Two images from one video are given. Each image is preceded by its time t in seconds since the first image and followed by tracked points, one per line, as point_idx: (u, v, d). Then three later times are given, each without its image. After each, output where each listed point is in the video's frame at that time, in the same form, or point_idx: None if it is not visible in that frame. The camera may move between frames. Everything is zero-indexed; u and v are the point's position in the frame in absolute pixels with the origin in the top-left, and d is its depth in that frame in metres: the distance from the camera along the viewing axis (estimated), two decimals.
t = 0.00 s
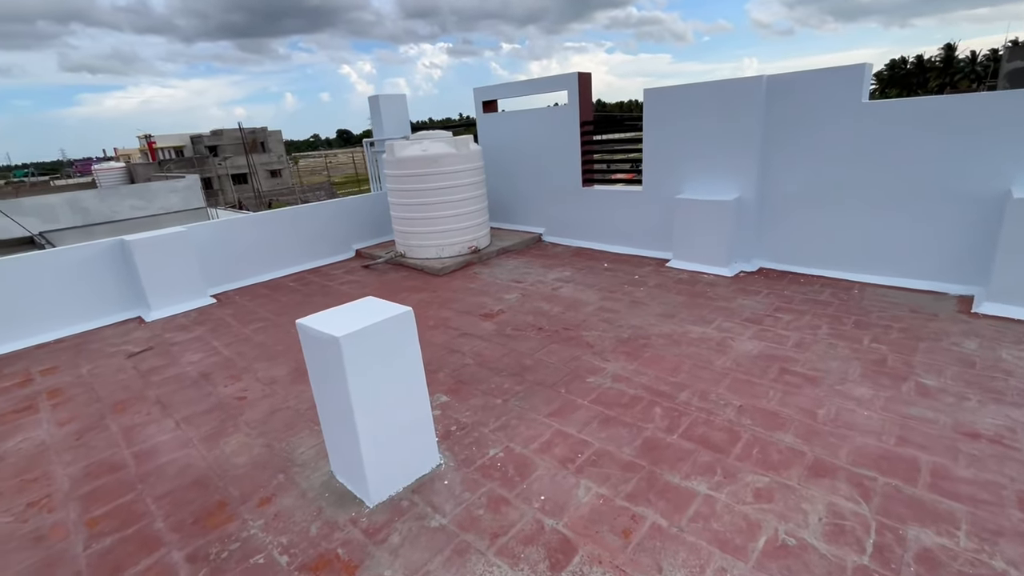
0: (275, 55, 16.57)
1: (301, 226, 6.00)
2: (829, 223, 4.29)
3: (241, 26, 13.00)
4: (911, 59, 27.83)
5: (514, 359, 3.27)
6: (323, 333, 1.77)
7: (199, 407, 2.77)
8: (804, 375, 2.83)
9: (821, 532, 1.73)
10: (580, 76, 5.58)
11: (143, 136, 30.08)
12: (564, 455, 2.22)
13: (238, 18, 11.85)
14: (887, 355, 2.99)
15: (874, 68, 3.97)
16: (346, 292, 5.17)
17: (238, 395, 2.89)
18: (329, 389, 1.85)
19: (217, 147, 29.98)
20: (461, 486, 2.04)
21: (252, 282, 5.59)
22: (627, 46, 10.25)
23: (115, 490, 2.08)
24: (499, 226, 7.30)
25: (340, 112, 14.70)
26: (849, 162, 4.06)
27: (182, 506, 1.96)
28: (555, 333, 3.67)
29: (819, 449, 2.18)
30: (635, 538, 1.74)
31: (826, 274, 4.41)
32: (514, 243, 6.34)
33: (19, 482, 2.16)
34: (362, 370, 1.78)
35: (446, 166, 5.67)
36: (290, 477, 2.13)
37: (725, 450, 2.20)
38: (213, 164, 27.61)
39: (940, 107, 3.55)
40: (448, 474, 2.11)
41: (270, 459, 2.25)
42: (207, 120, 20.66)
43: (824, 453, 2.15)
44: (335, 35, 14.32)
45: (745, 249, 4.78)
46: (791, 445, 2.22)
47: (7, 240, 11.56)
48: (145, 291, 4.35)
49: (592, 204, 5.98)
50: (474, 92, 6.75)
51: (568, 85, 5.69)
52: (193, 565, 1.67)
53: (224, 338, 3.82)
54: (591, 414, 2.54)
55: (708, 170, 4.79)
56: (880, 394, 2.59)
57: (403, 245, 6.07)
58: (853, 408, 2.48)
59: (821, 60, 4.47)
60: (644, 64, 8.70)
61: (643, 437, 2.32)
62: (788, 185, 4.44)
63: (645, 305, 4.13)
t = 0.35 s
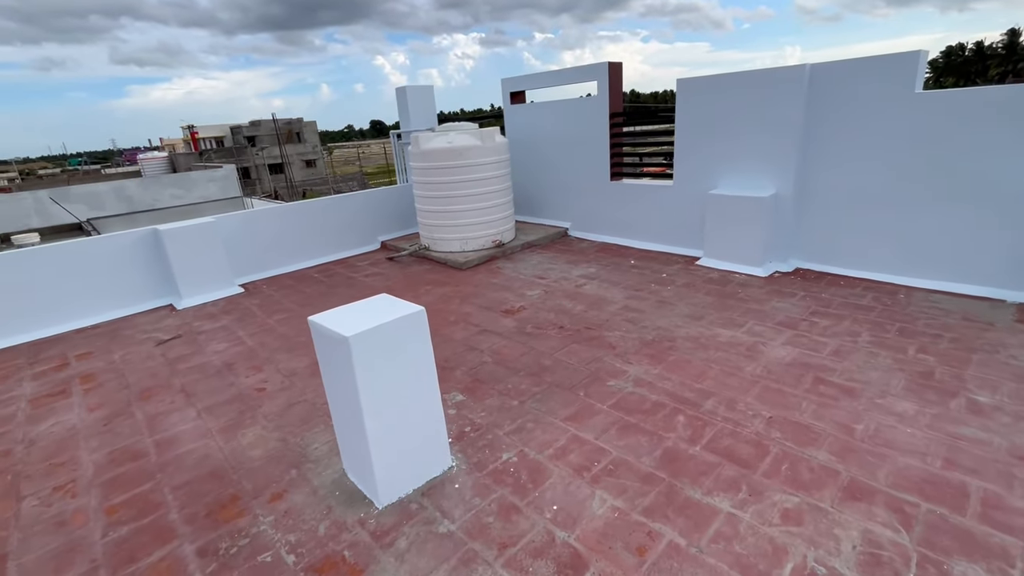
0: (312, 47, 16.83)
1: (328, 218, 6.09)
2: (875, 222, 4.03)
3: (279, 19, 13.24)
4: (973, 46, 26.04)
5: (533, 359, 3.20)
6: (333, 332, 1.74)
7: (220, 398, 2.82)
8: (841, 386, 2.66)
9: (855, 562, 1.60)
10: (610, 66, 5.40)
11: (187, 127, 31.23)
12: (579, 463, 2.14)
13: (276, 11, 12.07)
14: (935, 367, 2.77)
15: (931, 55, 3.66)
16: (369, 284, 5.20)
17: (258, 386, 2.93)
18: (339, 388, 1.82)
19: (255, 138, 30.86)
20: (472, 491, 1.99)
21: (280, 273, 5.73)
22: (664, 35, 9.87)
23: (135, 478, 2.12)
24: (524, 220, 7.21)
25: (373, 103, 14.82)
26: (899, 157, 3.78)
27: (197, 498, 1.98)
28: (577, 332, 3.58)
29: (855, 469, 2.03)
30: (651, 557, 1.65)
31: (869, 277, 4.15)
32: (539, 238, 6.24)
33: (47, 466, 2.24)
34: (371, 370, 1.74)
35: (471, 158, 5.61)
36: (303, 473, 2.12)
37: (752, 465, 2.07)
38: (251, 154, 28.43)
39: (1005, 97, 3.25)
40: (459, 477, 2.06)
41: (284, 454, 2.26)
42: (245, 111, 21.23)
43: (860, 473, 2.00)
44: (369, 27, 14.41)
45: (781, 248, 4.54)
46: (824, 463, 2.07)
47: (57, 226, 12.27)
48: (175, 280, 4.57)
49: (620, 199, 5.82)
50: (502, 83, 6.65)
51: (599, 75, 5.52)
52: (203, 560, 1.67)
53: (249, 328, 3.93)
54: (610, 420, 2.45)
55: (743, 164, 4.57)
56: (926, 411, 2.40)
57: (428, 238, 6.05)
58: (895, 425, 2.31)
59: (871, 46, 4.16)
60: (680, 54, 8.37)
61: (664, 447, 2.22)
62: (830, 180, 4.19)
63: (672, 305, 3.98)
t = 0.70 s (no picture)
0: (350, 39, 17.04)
1: (357, 209, 6.18)
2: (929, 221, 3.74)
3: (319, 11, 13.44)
4: None
5: (555, 356, 3.14)
6: (348, 326, 1.72)
7: (246, 385, 2.91)
8: (883, 398, 2.48)
9: None
10: (645, 55, 5.22)
11: (231, 118, 32.35)
12: (597, 467, 2.07)
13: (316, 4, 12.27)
14: (992, 381, 2.55)
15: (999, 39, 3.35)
16: (395, 276, 5.23)
17: (283, 375, 3.00)
18: (354, 382, 1.81)
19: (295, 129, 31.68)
20: (486, 491, 1.95)
21: (309, 262, 5.89)
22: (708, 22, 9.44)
23: (162, 461, 2.19)
24: (554, 213, 7.11)
25: (408, 95, 14.89)
26: (957, 151, 3.49)
27: (217, 485, 2.02)
28: (601, 330, 3.49)
29: (896, 489, 1.88)
30: (667, 572, 1.57)
31: (920, 280, 3.87)
32: (567, 232, 6.14)
33: (83, 445, 2.34)
34: (385, 366, 1.72)
35: (499, 150, 5.54)
36: (319, 464, 2.14)
37: (782, 480, 1.96)
38: (291, 145, 29.23)
39: None
40: (473, 477, 2.03)
41: (303, 444, 2.29)
42: (285, 102, 21.77)
43: (901, 494, 1.85)
44: (406, 19, 14.46)
45: (824, 247, 4.29)
46: (861, 481, 1.93)
47: (109, 212, 13.07)
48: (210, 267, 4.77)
49: (652, 194, 5.65)
50: (533, 74, 6.54)
51: (633, 65, 5.34)
52: (220, 547, 1.70)
53: (277, 316, 4.04)
54: (632, 424, 2.36)
55: (783, 158, 4.34)
56: (981, 429, 2.20)
57: (455, 230, 6.04)
58: (943, 443, 2.13)
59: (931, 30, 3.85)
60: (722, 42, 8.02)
61: (688, 455, 2.12)
62: (879, 176, 3.92)
63: (703, 305, 3.83)
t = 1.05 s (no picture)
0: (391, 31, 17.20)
1: (387, 200, 6.27)
2: (987, 223, 3.45)
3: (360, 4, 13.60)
4: None
5: (574, 355, 3.08)
6: (359, 320, 1.73)
7: (270, 372, 3.01)
8: (926, 414, 2.30)
9: None
10: (683, 44, 5.01)
11: (275, 110, 33.40)
12: (608, 473, 2.01)
13: None
14: None
15: None
16: (421, 268, 5.28)
17: (305, 363, 3.07)
18: (364, 376, 1.82)
19: (335, 120, 32.40)
20: (494, 491, 1.92)
21: (340, 252, 6.03)
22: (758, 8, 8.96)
23: (186, 444, 2.29)
24: (584, 207, 6.99)
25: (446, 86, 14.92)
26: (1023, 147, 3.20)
27: (235, 470, 2.09)
28: (624, 330, 3.41)
29: (932, 515, 1.74)
30: None
31: (975, 287, 3.58)
32: (595, 227, 6.02)
33: (117, 424, 2.48)
34: (393, 361, 1.72)
35: (528, 143, 5.48)
36: (332, 454, 2.18)
37: (805, 497, 1.84)
38: (331, 136, 29.93)
39: None
40: (482, 475, 2.01)
41: (318, 434, 2.33)
42: (325, 93, 22.25)
43: (938, 521, 1.71)
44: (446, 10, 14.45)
45: (868, 249, 4.03)
46: (892, 503, 1.80)
47: (160, 199, 13.80)
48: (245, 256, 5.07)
49: (685, 189, 5.46)
50: (566, 64, 6.41)
51: (669, 54, 5.15)
52: (232, 531, 1.75)
53: (305, 305, 4.13)
54: (648, 428, 2.29)
55: (826, 154, 4.10)
56: None
57: (482, 223, 6.04)
58: (991, 467, 1.96)
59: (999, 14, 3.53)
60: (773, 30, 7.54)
61: (705, 466, 2.03)
62: (932, 173, 3.65)
63: (733, 306, 3.67)
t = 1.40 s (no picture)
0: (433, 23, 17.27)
1: (420, 192, 6.34)
2: None
3: None
4: None
5: (595, 355, 3.03)
6: (372, 313, 1.75)
7: (297, 358, 3.11)
8: (973, 434, 2.13)
9: None
10: (725, 33, 4.80)
11: (321, 102, 34.34)
12: (621, 477, 1.96)
13: None
14: None
15: None
16: (450, 261, 5.32)
17: (331, 351, 3.16)
18: (378, 368, 1.85)
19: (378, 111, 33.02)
20: (503, 489, 1.91)
21: (372, 242, 6.16)
22: None
23: (214, 425, 2.42)
24: (617, 203, 6.84)
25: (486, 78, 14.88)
26: None
27: (257, 453, 2.17)
28: (649, 330, 3.32)
29: (971, 544, 1.61)
30: None
31: None
32: (627, 223, 5.89)
33: (154, 403, 2.65)
34: (404, 355, 1.73)
35: (559, 136, 5.40)
36: (349, 442, 2.23)
37: (829, 516, 1.75)
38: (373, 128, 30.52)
39: None
40: (492, 473, 2.00)
41: (337, 422, 2.39)
42: (369, 85, 22.63)
43: (976, 552, 1.59)
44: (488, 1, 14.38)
45: (920, 252, 3.77)
46: (925, 529, 1.68)
47: (210, 187, 14.51)
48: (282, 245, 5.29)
49: (722, 185, 5.26)
50: (603, 55, 6.26)
51: (710, 44, 4.94)
52: (249, 512, 1.82)
53: (335, 295, 4.24)
54: (666, 433, 2.22)
55: (876, 150, 3.85)
56: None
57: (512, 217, 6.02)
58: None
59: None
60: (833, 17, 6.33)
61: (723, 476, 1.95)
62: (996, 172, 3.37)
63: (766, 309, 3.51)
